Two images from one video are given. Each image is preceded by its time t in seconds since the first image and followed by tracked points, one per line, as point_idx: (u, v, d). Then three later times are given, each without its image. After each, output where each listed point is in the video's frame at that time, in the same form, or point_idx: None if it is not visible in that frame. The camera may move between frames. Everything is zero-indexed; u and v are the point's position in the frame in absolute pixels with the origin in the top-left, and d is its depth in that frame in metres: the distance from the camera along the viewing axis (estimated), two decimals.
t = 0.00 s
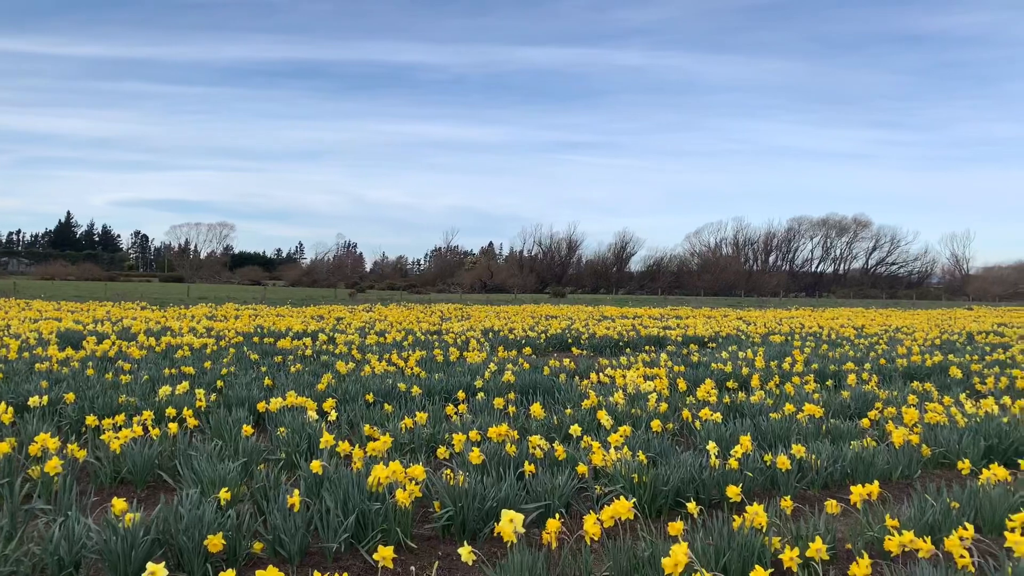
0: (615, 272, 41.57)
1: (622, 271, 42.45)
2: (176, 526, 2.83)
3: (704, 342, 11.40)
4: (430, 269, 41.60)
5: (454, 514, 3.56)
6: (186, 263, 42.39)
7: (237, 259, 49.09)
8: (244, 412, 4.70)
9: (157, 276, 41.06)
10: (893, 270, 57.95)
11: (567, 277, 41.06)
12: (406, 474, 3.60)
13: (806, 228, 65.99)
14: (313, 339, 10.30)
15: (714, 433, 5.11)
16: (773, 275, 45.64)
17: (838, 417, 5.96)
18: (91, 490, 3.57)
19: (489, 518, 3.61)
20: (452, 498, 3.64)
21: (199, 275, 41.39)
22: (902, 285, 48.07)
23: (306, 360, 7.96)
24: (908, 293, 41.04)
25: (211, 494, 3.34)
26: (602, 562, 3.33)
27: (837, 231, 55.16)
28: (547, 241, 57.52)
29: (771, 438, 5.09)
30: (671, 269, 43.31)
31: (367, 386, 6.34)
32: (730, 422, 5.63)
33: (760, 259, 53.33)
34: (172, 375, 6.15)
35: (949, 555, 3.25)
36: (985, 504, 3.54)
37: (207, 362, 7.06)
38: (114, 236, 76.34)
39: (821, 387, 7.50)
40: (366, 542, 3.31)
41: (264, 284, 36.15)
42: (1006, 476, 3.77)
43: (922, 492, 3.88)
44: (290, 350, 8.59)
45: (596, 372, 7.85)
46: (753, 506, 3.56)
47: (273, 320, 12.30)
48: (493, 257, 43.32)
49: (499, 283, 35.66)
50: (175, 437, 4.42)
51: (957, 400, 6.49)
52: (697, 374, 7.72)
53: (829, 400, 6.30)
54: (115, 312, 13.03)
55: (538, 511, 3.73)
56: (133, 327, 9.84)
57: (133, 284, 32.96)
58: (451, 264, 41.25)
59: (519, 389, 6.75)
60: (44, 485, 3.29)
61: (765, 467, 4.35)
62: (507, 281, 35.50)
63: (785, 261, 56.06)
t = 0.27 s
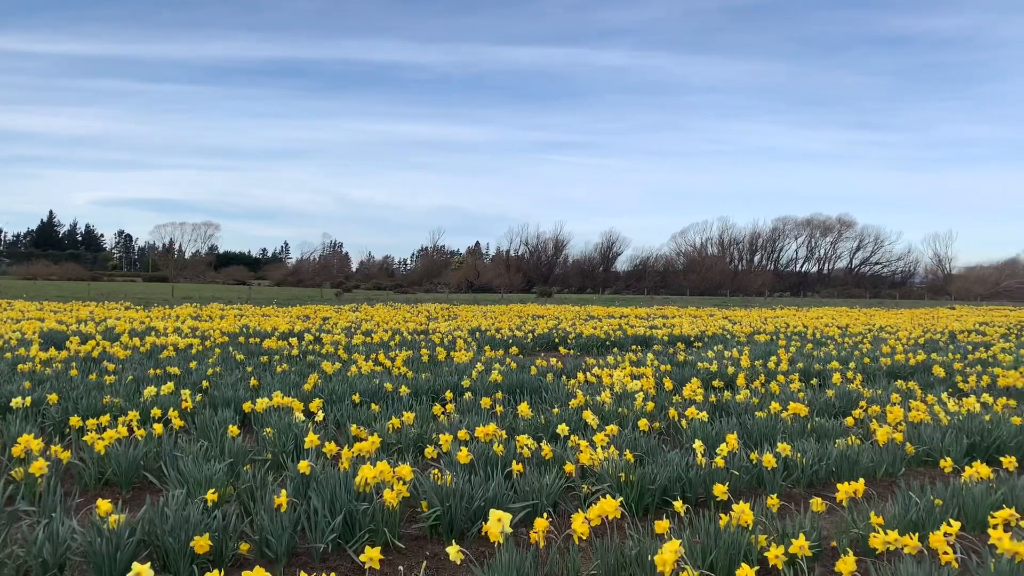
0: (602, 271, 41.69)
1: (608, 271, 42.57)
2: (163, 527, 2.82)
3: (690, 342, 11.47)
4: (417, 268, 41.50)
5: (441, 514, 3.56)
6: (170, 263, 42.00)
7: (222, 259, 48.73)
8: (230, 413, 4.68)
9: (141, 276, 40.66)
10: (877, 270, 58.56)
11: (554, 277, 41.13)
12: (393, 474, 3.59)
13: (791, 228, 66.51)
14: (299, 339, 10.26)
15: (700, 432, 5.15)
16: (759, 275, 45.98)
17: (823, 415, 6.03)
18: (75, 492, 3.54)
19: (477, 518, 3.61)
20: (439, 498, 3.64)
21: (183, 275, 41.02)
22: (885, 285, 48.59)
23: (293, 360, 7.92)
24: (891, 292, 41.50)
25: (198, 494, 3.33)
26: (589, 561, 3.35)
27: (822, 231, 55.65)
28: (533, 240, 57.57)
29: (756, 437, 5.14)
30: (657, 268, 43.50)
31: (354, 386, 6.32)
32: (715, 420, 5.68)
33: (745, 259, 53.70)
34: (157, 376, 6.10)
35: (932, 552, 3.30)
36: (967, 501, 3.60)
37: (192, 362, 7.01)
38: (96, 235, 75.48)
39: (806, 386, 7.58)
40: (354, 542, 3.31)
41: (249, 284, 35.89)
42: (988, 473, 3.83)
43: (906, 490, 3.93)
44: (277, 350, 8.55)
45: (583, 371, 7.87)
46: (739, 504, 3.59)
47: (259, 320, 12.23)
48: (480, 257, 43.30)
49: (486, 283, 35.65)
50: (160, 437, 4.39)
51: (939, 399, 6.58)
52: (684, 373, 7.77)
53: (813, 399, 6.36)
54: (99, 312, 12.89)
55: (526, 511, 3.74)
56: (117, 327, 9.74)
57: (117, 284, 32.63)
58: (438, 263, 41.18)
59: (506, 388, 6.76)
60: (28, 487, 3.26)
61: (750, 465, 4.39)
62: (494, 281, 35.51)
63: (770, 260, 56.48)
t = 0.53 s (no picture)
0: (589, 271, 41.80)
1: (595, 270, 42.69)
2: (147, 528, 2.81)
3: (677, 341, 11.53)
4: (404, 268, 41.41)
5: (428, 513, 3.57)
6: (155, 262, 41.62)
7: (207, 258, 48.35)
8: (215, 413, 4.65)
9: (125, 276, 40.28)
10: (861, 269, 59.13)
11: (541, 276, 41.18)
12: (380, 474, 3.59)
13: (777, 228, 66.96)
14: (285, 339, 10.22)
15: (686, 431, 5.18)
16: (745, 275, 46.28)
17: (808, 414, 6.09)
18: (59, 493, 3.51)
19: (464, 517, 3.62)
20: (426, 497, 3.64)
21: (168, 275, 40.68)
22: (869, 284, 49.07)
23: (279, 360, 7.89)
24: (875, 292, 41.93)
25: (183, 495, 3.31)
26: (576, 559, 3.37)
27: (807, 231, 56.10)
28: (521, 239, 57.60)
29: (742, 435, 5.18)
30: (644, 268, 43.69)
31: (340, 386, 6.31)
32: (701, 419, 5.72)
33: (731, 259, 54.04)
34: (141, 376, 6.06)
35: (915, 549, 3.34)
36: (949, 498, 3.65)
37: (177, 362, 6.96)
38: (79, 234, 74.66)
39: (792, 385, 7.65)
40: (340, 542, 3.31)
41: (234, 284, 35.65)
42: (970, 470, 3.88)
43: (890, 487, 3.98)
44: (263, 350, 8.51)
45: (571, 370, 7.90)
46: (725, 502, 3.62)
47: (245, 320, 12.17)
48: (467, 257, 43.28)
49: (473, 282, 35.64)
50: (145, 438, 4.36)
51: (923, 397, 6.66)
52: (670, 373, 7.82)
53: (798, 397, 6.42)
54: (82, 312, 12.77)
55: (512, 510, 3.75)
56: (101, 327, 9.65)
57: (102, 283, 32.31)
58: (426, 263, 41.12)
59: (493, 388, 6.77)
60: (10, 488, 3.23)
61: (736, 463, 4.43)
62: (482, 281, 35.50)
63: (757, 260, 56.85)
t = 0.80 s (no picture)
0: (578, 270, 41.88)
1: (584, 270, 42.78)
2: (135, 528, 2.79)
3: (666, 340, 11.57)
4: (393, 267, 41.33)
5: (418, 513, 3.56)
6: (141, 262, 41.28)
7: (194, 258, 47.98)
8: (203, 413, 4.63)
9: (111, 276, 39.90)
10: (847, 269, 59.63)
11: (530, 276, 41.21)
12: (369, 474, 3.59)
13: (765, 228, 67.33)
14: (274, 339, 10.18)
15: (675, 430, 5.21)
16: (733, 274, 46.54)
17: (796, 412, 6.13)
18: (45, 494, 3.49)
19: (453, 516, 3.62)
20: (416, 497, 3.65)
21: (154, 275, 40.35)
22: (856, 284, 49.49)
23: (267, 360, 7.85)
24: (861, 291, 42.30)
25: (170, 495, 3.29)
26: (566, 558, 3.38)
27: (794, 231, 56.45)
28: (509, 239, 57.61)
29: (730, 434, 5.21)
30: (633, 268, 43.84)
31: (329, 386, 6.29)
32: (690, 418, 5.75)
33: (719, 258, 54.34)
34: (128, 376, 6.02)
35: (902, 546, 3.38)
36: (935, 496, 3.70)
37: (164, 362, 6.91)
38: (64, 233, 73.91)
39: (779, 383, 7.70)
40: (329, 542, 3.30)
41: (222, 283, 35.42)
42: (956, 468, 3.93)
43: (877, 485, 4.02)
44: (251, 350, 8.46)
45: (560, 370, 7.92)
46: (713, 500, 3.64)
47: (232, 320, 12.10)
48: (456, 256, 43.25)
49: (462, 282, 35.62)
50: (132, 438, 4.34)
51: (909, 396, 6.73)
52: (659, 372, 7.86)
53: (786, 396, 6.47)
54: (68, 312, 12.64)
55: (502, 509, 3.76)
56: (87, 327, 9.57)
57: (87, 284, 31.99)
58: (414, 263, 41.05)
59: (482, 387, 6.78)
60: None
61: (725, 462, 4.45)
62: (470, 281, 35.44)
63: (744, 260, 57.16)
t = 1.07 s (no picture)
0: (568, 271, 41.94)
1: (574, 270, 42.86)
2: (122, 528, 2.78)
3: (655, 340, 11.62)
4: (383, 267, 41.23)
5: (408, 512, 3.56)
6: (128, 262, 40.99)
7: (183, 258, 47.65)
8: (192, 413, 4.61)
9: (98, 276, 39.57)
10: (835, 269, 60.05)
11: (520, 276, 41.24)
12: (359, 473, 3.58)
13: (754, 228, 67.68)
14: (262, 339, 10.15)
15: (664, 429, 5.23)
16: (722, 275, 46.75)
17: (785, 411, 6.17)
18: (31, 494, 3.47)
19: (443, 516, 3.63)
20: (406, 496, 3.64)
21: (142, 275, 40.07)
22: (844, 284, 49.83)
23: (256, 360, 7.82)
24: (849, 291, 42.60)
25: (158, 495, 3.28)
26: (556, 556, 3.39)
27: (783, 231, 56.81)
28: (500, 239, 57.60)
29: (719, 433, 5.24)
30: (623, 268, 43.95)
31: (318, 385, 6.27)
32: (679, 417, 5.78)
33: (708, 258, 54.60)
34: (115, 376, 5.98)
35: (890, 543, 3.41)
36: (922, 493, 3.74)
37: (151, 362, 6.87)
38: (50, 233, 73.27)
39: (768, 383, 7.76)
40: (319, 541, 3.30)
41: (210, 284, 35.24)
42: (943, 466, 3.97)
43: (865, 483, 4.06)
44: (239, 350, 8.43)
45: (550, 369, 7.94)
46: (703, 499, 3.66)
47: (220, 320, 12.03)
48: (446, 256, 43.20)
49: (452, 282, 35.60)
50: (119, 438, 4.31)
51: (896, 394, 6.79)
52: (648, 371, 7.89)
53: (775, 395, 6.52)
54: (54, 312, 12.54)
55: (492, 508, 3.76)
56: (73, 327, 9.50)
57: (74, 284, 31.69)
58: (405, 263, 40.97)
59: (472, 387, 6.78)
60: None
61: (714, 460, 4.48)
62: (460, 281, 35.42)
63: (734, 260, 57.44)
